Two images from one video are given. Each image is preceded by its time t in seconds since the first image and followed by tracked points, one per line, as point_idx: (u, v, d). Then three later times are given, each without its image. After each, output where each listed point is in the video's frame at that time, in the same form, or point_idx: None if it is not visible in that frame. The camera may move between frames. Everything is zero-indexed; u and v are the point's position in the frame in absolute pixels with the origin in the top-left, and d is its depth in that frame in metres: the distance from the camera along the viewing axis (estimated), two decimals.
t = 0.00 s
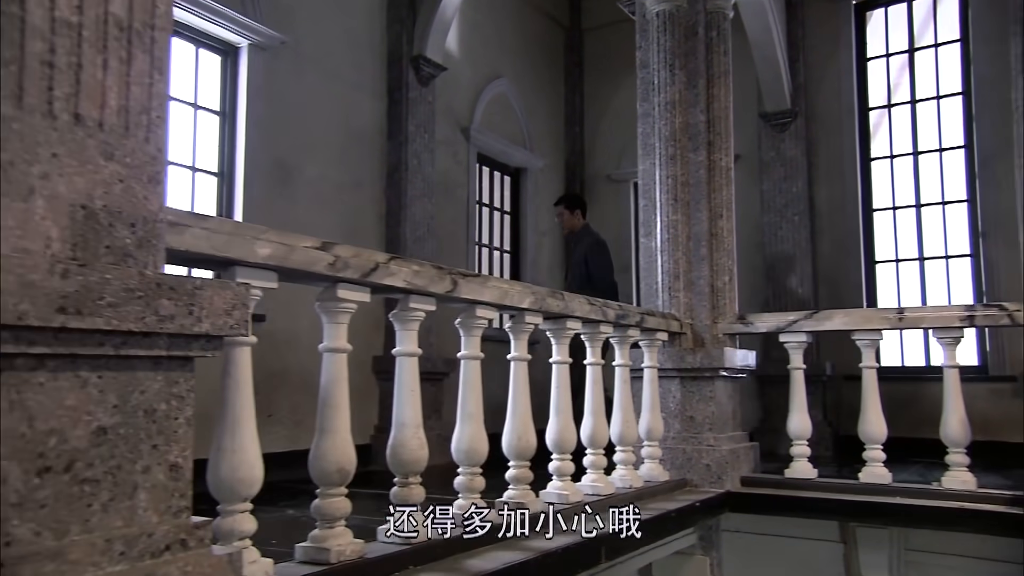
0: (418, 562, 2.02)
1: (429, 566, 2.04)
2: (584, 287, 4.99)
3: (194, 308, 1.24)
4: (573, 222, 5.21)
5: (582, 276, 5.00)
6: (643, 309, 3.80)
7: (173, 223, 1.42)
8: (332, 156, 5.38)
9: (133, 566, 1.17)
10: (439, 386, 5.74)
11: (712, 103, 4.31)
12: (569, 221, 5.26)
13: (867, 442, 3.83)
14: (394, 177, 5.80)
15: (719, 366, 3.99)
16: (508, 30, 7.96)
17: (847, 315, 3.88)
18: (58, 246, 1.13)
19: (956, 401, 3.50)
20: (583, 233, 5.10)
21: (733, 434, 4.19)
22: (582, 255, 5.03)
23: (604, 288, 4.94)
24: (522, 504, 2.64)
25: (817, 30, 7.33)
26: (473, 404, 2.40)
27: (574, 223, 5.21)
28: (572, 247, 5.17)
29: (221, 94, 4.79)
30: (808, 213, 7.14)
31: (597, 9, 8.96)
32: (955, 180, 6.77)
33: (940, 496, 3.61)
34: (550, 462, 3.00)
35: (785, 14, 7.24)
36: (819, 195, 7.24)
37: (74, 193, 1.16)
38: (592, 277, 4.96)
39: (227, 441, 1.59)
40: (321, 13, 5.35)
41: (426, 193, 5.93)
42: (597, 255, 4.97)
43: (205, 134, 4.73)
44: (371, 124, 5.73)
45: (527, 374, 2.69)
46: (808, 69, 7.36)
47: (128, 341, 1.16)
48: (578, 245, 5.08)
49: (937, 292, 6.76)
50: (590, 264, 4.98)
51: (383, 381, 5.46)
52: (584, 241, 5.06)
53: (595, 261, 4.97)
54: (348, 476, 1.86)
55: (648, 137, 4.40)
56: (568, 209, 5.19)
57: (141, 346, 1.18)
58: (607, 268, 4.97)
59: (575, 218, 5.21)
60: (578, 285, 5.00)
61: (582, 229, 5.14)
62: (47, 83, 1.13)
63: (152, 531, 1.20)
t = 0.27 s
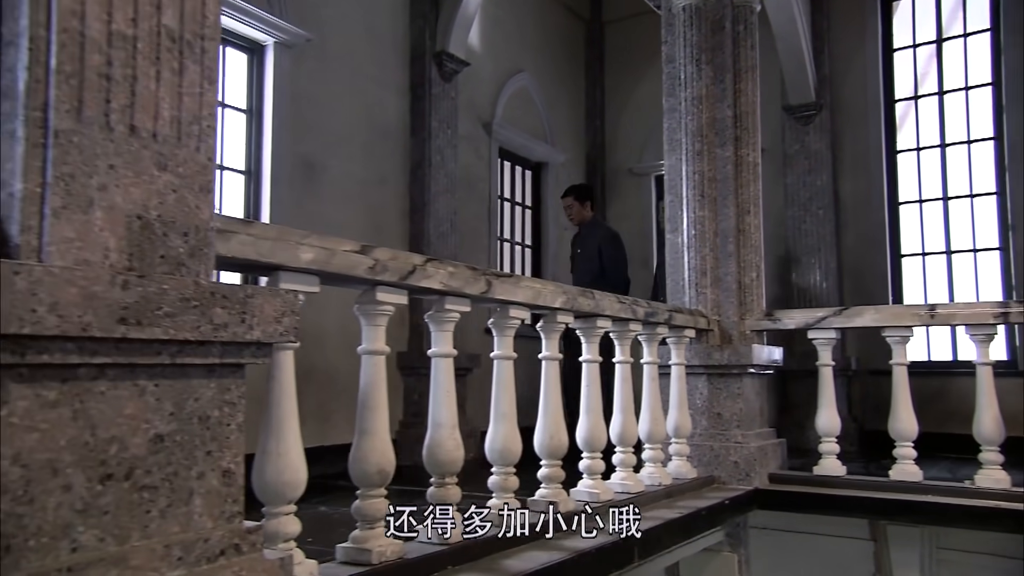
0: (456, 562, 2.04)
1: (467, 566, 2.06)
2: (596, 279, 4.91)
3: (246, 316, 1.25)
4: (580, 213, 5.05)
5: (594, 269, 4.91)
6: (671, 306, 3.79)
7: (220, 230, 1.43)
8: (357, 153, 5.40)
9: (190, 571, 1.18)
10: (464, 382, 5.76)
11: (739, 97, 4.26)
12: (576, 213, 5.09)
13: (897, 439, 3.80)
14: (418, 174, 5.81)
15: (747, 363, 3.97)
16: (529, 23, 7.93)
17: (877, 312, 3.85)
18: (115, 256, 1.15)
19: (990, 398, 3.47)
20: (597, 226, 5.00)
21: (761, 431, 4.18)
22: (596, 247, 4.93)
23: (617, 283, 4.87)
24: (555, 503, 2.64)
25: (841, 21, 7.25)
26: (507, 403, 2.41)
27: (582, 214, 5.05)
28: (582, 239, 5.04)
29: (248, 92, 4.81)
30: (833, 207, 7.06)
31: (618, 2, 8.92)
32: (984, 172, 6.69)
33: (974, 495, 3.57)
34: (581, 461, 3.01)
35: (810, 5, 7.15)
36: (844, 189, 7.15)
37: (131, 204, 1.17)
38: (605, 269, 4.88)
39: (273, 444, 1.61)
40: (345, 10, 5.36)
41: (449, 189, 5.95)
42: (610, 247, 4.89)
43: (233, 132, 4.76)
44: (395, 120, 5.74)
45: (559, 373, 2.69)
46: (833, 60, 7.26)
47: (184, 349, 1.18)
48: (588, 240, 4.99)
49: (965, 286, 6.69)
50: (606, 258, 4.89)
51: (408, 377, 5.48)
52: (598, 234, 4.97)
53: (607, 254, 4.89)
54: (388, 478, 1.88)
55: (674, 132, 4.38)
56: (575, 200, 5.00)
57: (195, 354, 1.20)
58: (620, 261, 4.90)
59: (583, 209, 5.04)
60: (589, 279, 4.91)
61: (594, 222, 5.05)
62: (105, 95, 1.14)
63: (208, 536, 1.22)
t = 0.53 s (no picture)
0: (487, 560, 2.05)
1: (498, 564, 2.07)
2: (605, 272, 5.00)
3: (289, 321, 1.26)
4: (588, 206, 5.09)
5: (605, 261, 4.99)
6: (694, 302, 3.78)
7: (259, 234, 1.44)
8: (377, 149, 5.41)
9: (237, 573, 1.20)
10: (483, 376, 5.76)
11: (762, 91, 4.24)
12: (584, 205, 5.10)
13: (923, 435, 3.78)
14: (437, 169, 5.82)
15: (771, 359, 3.96)
16: (547, 15, 7.90)
17: (903, 307, 3.82)
18: (162, 263, 1.16)
19: (1018, 394, 3.45)
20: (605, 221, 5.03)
21: (784, 426, 4.17)
22: (606, 238, 4.98)
23: (627, 277, 4.94)
24: (582, 500, 2.64)
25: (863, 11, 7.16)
26: (535, 402, 2.41)
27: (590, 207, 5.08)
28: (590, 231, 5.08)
29: (270, 89, 4.84)
30: (854, 199, 6.98)
31: None
32: (1009, 164, 6.63)
33: (1002, 492, 3.55)
34: (606, 457, 3.01)
35: None
36: (865, 181, 7.08)
37: (177, 211, 1.18)
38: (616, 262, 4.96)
39: (310, 445, 1.62)
40: (365, 5, 5.37)
41: (469, 183, 5.95)
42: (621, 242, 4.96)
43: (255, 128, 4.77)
44: (415, 115, 5.75)
45: (585, 371, 2.69)
46: (854, 51, 7.18)
47: (229, 355, 1.19)
48: (597, 233, 5.04)
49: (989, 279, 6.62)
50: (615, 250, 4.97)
51: (428, 371, 5.50)
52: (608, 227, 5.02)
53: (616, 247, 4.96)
54: (421, 477, 1.89)
55: (696, 126, 4.35)
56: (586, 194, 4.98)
57: (240, 359, 1.21)
58: (629, 255, 4.97)
59: (592, 203, 5.07)
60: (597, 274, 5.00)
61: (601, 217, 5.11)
62: (151, 103, 1.16)
63: (253, 538, 1.23)
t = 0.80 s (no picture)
0: (522, 556, 2.07)
1: (533, 560, 2.09)
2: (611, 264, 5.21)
3: (337, 325, 1.27)
4: (587, 199, 5.24)
5: (609, 253, 5.19)
6: (721, 295, 3.77)
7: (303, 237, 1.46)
8: (400, 142, 5.42)
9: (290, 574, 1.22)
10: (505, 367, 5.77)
11: (789, 82, 4.20)
12: (582, 198, 5.22)
13: (953, 429, 3.76)
14: (460, 161, 5.82)
15: (798, 352, 3.94)
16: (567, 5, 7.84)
17: (932, 300, 3.78)
18: (214, 269, 1.17)
19: None
20: (605, 213, 5.25)
21: (810, 420, 4.15)
22: (610, 231, 5.21)
23: (629, 269, 5.17)
24: (612, 496, 2.65)
25: None
26: (566, 398, 2.42)
27: (589, 200, 5.22)
28: (590, 223, 5.28)
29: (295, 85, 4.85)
30: (878, 189, 6.90)
31: None
32: None
33: None
34: (635, 452, 3.02)
35: None
36: (890, 170, 7.00)
37: (227, 217, 1.19)
38: (620, 254, 5.18)
39: (351, 444, 1.63)
40: None
41: (491, 175, 5.95)
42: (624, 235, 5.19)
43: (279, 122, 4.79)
44: (437, 107, 5.75)
45: (614, 367, 2.68)
46: (879, 38, 7.08)
47: (280, 359, 1.20)
48: (598, 226, 5.25)
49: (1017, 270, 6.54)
50: (619, 242, 5.19)
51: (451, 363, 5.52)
52: (608, 219, 5.23)
53: (620, 240, 5.19)
54: (458, 474, 1.91)
55: (721, 118, 4.29)
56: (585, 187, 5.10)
57: (289, 363, 1.22)
58: (630, 245, 5.20)
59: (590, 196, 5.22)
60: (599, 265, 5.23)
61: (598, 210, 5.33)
62: (202, 111, 1.17)
63: (304, 539, 1.25)
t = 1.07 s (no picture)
0: (555, 556, 2.08)
1: (566, 560, 2.10)
2: (608, 254, 5.19)
3: (382, 331, 1.29)
4: (580, 189, 5.20)
5: (606, 243, 5.16)
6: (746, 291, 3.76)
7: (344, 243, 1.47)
8: (421, 138, 5.43)
9: None
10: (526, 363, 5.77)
11: (814, 76, 4.17)
12: (576, 187, 5.19)
13: (981, 427, 3.73)
14: (480, 156, 5.82)
15: (823, 349, 3.93)
16: None
17: (960, 297, 3.75)
18: (263, 277, 1.18)
19: None
20: (601, 203, 5.23)
21: (835, 416, 4.14)
22: (607, 221, 5.19)
23: (625, 258, 5.16)
24: (641, 494, 2.66)
25: None
26: (596, 397, 2.42)
27: (582, 190, 5.20)
28: (585, 213, 5.23)
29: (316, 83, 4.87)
30: (902, 181, 6.82)
31: None
32: None
33: None
34: (662, 449, 3.02)
35: None
36: (913, 162, 6.93)
37: (275, 226, 1.21)
38: (617, 243, 5.16)
39: (389, 446, 1.63)
40: None
41: (511, 170, 5.94)
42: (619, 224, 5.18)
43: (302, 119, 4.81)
44: (457, 102, 5.74)
45: (643, 365, 2.69)
46: (904, 29, 7.00)
47: (327, 366, 1.21)
48: (592, 216, 5.22)
49: None
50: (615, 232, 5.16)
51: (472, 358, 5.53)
52: (601, 211, 5.21)
53: (616, 231, 5.17)
54: (492, 475, 1.92)
55: (745, 112, 4.26)
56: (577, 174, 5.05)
57: (336, 370, 1.23)
58: (625, 235, 5.18)
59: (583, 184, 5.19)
60: (596, 257, 5.18)
61: (592, 201, 5.30)
62: (250, 121, 1.18)
63: (350, 544, 1.26)
